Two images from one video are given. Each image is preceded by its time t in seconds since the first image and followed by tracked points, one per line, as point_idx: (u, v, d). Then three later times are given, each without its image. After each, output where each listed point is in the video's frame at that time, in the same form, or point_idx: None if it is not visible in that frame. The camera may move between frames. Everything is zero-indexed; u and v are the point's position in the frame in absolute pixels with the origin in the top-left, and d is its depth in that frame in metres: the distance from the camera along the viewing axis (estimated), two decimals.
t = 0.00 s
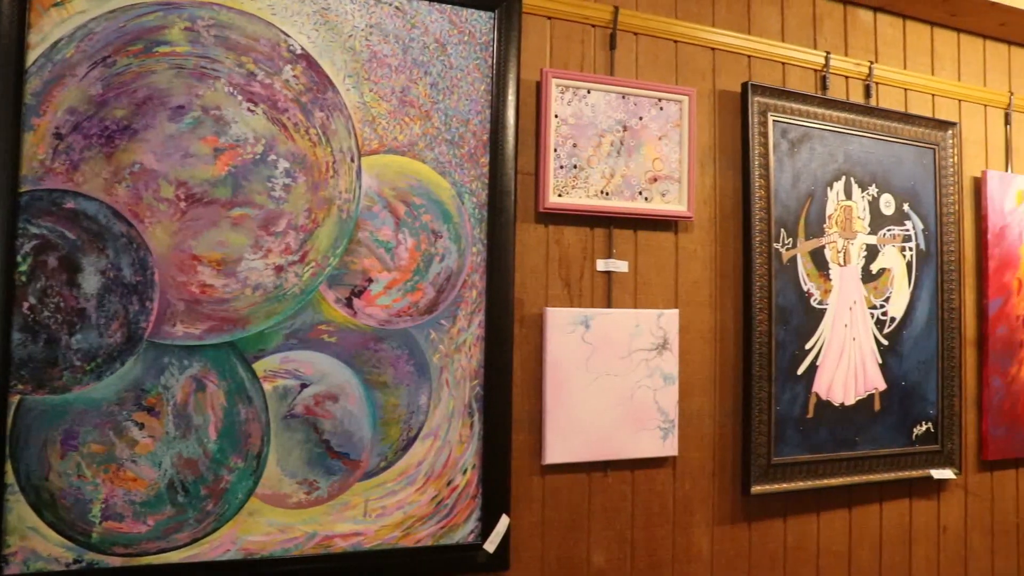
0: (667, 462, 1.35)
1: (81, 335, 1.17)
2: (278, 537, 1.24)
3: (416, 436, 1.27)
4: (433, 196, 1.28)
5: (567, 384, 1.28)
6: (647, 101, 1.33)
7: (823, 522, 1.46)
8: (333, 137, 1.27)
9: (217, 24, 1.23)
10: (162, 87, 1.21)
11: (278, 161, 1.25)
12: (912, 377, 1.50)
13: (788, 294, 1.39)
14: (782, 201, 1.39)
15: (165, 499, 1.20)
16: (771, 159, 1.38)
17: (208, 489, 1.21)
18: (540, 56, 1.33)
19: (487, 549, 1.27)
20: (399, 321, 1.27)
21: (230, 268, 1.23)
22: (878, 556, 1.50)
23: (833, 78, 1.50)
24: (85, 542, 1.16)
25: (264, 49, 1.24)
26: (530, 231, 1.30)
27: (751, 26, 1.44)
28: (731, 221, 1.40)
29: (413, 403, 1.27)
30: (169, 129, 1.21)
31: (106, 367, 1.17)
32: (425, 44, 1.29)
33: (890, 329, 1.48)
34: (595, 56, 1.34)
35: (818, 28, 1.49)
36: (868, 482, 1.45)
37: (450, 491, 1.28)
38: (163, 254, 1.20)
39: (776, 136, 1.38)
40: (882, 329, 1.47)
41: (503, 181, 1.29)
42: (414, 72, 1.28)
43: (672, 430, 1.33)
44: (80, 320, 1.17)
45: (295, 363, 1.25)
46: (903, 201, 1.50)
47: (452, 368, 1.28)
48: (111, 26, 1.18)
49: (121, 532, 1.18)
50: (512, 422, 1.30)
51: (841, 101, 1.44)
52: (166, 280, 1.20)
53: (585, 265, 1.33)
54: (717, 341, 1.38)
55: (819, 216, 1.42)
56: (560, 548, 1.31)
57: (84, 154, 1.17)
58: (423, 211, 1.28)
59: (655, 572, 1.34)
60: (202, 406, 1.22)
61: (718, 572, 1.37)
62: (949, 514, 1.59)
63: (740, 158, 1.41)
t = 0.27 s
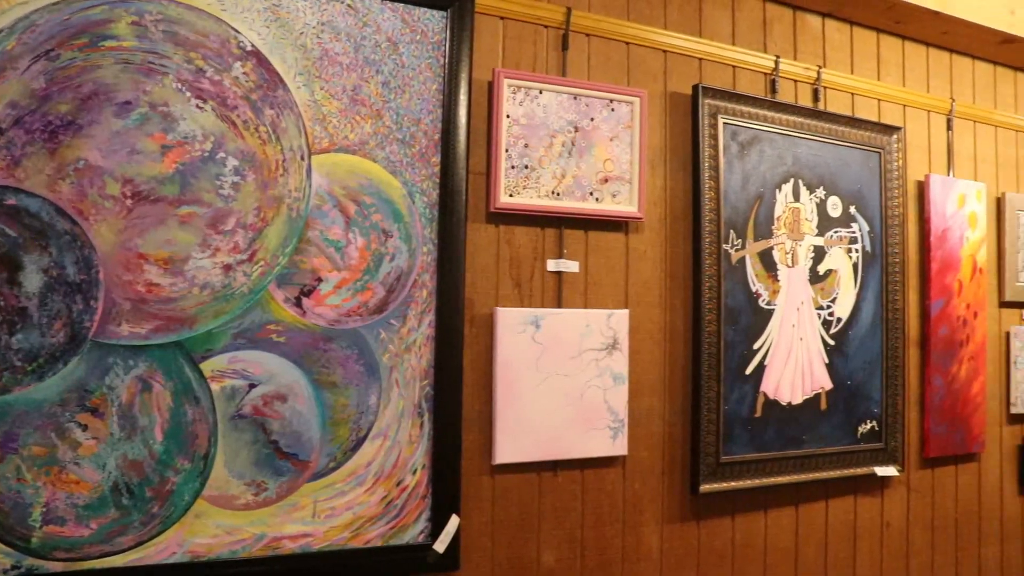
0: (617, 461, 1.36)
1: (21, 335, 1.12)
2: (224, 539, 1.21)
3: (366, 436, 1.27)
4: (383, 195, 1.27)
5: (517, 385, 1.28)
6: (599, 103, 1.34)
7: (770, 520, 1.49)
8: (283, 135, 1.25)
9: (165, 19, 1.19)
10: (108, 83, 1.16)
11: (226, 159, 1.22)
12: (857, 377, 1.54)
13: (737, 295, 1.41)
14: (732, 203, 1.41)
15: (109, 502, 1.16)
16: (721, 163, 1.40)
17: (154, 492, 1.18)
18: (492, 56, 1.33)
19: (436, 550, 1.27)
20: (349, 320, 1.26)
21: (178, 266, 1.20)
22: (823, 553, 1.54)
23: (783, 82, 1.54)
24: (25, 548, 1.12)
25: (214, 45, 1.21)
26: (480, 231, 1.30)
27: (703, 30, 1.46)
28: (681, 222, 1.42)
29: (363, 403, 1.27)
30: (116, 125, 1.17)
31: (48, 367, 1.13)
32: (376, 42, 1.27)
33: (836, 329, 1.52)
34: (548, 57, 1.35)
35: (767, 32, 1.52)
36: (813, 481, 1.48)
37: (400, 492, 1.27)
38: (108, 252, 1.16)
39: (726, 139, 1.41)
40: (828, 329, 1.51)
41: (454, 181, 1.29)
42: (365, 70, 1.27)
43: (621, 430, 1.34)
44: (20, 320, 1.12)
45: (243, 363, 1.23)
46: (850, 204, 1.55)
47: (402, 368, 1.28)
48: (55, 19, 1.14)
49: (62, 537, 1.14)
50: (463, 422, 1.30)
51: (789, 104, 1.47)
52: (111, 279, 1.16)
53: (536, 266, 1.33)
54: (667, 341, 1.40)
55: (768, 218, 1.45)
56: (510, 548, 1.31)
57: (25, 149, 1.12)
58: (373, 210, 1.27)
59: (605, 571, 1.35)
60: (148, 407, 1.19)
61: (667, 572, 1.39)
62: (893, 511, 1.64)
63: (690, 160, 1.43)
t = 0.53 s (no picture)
0: (563, 460, 1.38)
1: None
2: (167, 542, 1.17)
3: (311, 436, 1.25)
4: (329, 194, 1.26)
5: (463, 384, 1.29)
6: (546, 103, 1.35)
7: (715, 518, 1.52)
8: (228, 133, 1.22)
9: (106, 12, 1.14)
10: (45, 76, 1.11)
11: (170, 156, 1.18)
12: (800, 376, 1.58)
13: (682, 295, 1.44)
14: (678, 204, 1.44)
15: (46, 506, 1.11)
16: (667, 164, 1.42)
17: (93, 495, 1.13)
18: (439, 56, 1.33)
19: (383, 550, 1.26)
20: (294, 320, 1.24)
21: (119, 265, 1.15)
22: (768, 550, 1.59)
23: (729, 85, 1.58)
24: None
25: (156, 40, 1.17)
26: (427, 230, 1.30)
27: (649, 32, 1.48)
28: (627, 223, 1.44)
29: (308, 403, 1.25)
30: (54, 120, 1.12)
31: None
32: (323, 40, 1.26)
33: (779, 330, 1.56)
34: (495, 58, 1.36)
35: (713, 37, 1.56)
36: (754, 479, 1.52)
37: (346, 492, 1.26)
38: (46, 250, 1.11)
39: (672, 141, 1.44)
40: (772, 329, 1.55)
41: (400, 180, 1.29)
42: (312, 68, 1.26)
43: (567, 429, 1.35)
44: None
45: (186, 363, 1.19)
46: (794, 206, 1.59)
47: (347, 368, 1.27)
48: None
49: None
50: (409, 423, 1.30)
51: (733, 107, 1.50)
52: (49, 278, 1.11)
53: (482, 266, 1.34)
54: (613, 341, 1.42)
55: (712, 219, 1.48)
56: (457, 548, 1.31)
57: None
58: (319, 209, 1.26)
59: (553, 570, 1.37)
60: (87, 408, 1.13)
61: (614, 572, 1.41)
62: (835, 508, 1.70)
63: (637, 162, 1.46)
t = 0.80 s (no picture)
0: (518, 460, 1.39)
1: None
2: (116, 545, 1.13)
3: (264, 437, 1.23)
4: (282, 192, 1.25)
5: (417, 384, 1.29)
6: (501, 103, 1.36)
7: (669, 517, 1.55)
8: (180, 130, 1.19)
9: (53, 4, 1.11)
10: None
11: (120, 153, 1.15)
12: (752, 376, 1.63)
13: (637, 295, 1.47)
14: (633, 205, 1.47)
15: None
16: (621, 165, 1.45)
17: (39, 498, 1.09)
18: (395, 55, 1.33)
19: (337, 551, 1.25)
20: (247, 319, 1.22)
21: (67, 263, 1.11)
22: (721, 546, 1.62)
23: (683, 86, 1.62)
24: None
25: (107, 35, 1.14)
26: (382, 230, 1.30)
27: (605, 33, 1.51)
28: (582, 223, 1.46)
29: (261, 404, 1.23)
30: None
31: None
32: (277, 37, 1.25)
33: (733, 329, 1.60)
34: (451, 57, 1.36)
35: (668, 38, 1.60)
36: (709, 477, 1.56)
37: (299, 492, 1.25)
38: None
39: (627, 141, 1.47)
40: (725, 330, 1.59)
41: (354, 179, 1.28)
42: (266, 65, 1.24)
43: (522, 429, 1.37)
44: None
45: (137, 362, 1.15)
46: (747, 207, 1.64)
47: (301, 368, 1.26)
48: None
49: None
50: (364, 423, 1.30)
51: (687, 109, 1.54)
52: None
53: (437, 265, 1.34)
54: (567, 340, 1.44)
55: (667, 220, 1.52)
56: (411, 547, 1.31)
57: None
58: (272, 207, 1.24)
59: (507, 568, 1.37)
60: (33, 408, 1.10)
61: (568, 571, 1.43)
62: (786, 506, 1.74)
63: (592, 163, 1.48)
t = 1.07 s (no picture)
0: (467, 460, 1.39)
1: None
2: (57, 550, 1.10)
3: (211, 438, 1.21)
4: (230, 190, 1.23)
5: (365, 384, 1.28)
6: (451, 103, 1.37)
7: (618, 515, 1.57)
8: (125, 126, 1.16)
9: None
10: None
11: (62, 148, 1.11)
12: (701, 376, 1.65)
13: (586, 295, 1.48)
14: (582, 205, 1.48)
15: None
16: (571, 165, 1.47)
17: None
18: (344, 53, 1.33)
19: (285, 553, 1.23)
20: (194, 319, 1.20)
21: (5, 261, 1.07)
22: (670, 543, 1.64)
23: (634, 88, 1.63)
24: None
25: (48, 27, 1.11)
26: (331, 229, 1.29)
27: (556, 33, 1.52)
28: (532, 223, 1.47)
29: (207, 404, 1.21)
30: None
31: None
32: (225, 33, 1.23)
33: (682, 329, 1.62)
34: (402, 55, 1.36)
35: (619, 40, 1.61)
36: (658, 476, 1.57)
37: (246, 494, 1.23)
38: None
39: (578, 142, 1.48)
40: (674, 329, 1.61)
41: (303, 178, 1.27)
42: (213, 62, 1.22)
43: (471, 428, 1.37)
44: None
45: (79, 362, 1.12)
46: (696, 209, 1.66)
47: (248, 368, 1.24)
48: None
49: None
50: (312, 423, 1.29)
51: (638, 110, 1.56)
52: None
53: (386, 265, 1.34)
54: (517, 341, 1.45)
55: (617, 220, 1.53)
56: (360, 548, 1.30)
57: None
58: (219, 205, 1.22)
59: (457, 568, 1.37)
60: None
61: (518, 570, 1.43)
62: (735, 504, 1.77)
63: (542, 164, 1.49)
